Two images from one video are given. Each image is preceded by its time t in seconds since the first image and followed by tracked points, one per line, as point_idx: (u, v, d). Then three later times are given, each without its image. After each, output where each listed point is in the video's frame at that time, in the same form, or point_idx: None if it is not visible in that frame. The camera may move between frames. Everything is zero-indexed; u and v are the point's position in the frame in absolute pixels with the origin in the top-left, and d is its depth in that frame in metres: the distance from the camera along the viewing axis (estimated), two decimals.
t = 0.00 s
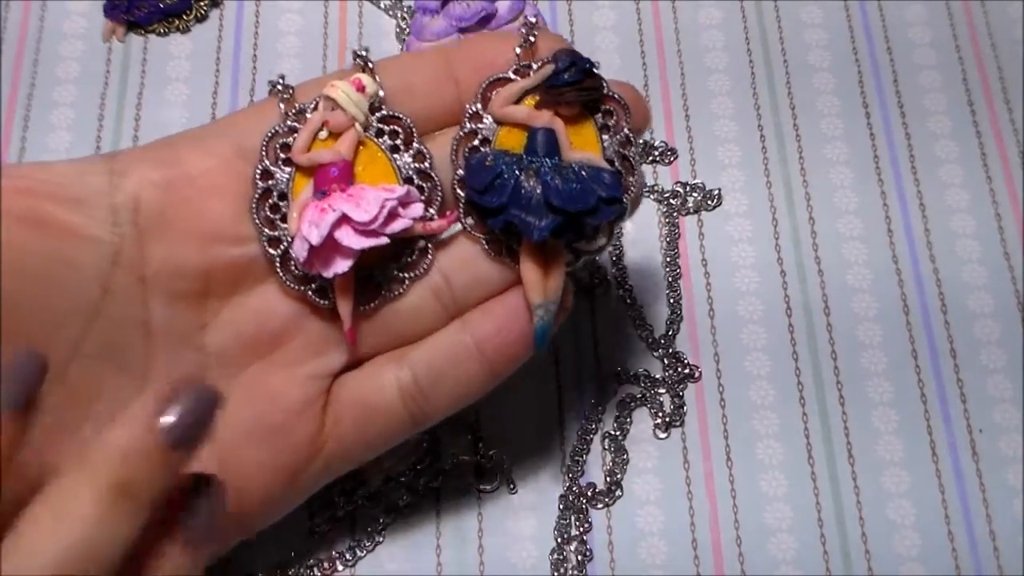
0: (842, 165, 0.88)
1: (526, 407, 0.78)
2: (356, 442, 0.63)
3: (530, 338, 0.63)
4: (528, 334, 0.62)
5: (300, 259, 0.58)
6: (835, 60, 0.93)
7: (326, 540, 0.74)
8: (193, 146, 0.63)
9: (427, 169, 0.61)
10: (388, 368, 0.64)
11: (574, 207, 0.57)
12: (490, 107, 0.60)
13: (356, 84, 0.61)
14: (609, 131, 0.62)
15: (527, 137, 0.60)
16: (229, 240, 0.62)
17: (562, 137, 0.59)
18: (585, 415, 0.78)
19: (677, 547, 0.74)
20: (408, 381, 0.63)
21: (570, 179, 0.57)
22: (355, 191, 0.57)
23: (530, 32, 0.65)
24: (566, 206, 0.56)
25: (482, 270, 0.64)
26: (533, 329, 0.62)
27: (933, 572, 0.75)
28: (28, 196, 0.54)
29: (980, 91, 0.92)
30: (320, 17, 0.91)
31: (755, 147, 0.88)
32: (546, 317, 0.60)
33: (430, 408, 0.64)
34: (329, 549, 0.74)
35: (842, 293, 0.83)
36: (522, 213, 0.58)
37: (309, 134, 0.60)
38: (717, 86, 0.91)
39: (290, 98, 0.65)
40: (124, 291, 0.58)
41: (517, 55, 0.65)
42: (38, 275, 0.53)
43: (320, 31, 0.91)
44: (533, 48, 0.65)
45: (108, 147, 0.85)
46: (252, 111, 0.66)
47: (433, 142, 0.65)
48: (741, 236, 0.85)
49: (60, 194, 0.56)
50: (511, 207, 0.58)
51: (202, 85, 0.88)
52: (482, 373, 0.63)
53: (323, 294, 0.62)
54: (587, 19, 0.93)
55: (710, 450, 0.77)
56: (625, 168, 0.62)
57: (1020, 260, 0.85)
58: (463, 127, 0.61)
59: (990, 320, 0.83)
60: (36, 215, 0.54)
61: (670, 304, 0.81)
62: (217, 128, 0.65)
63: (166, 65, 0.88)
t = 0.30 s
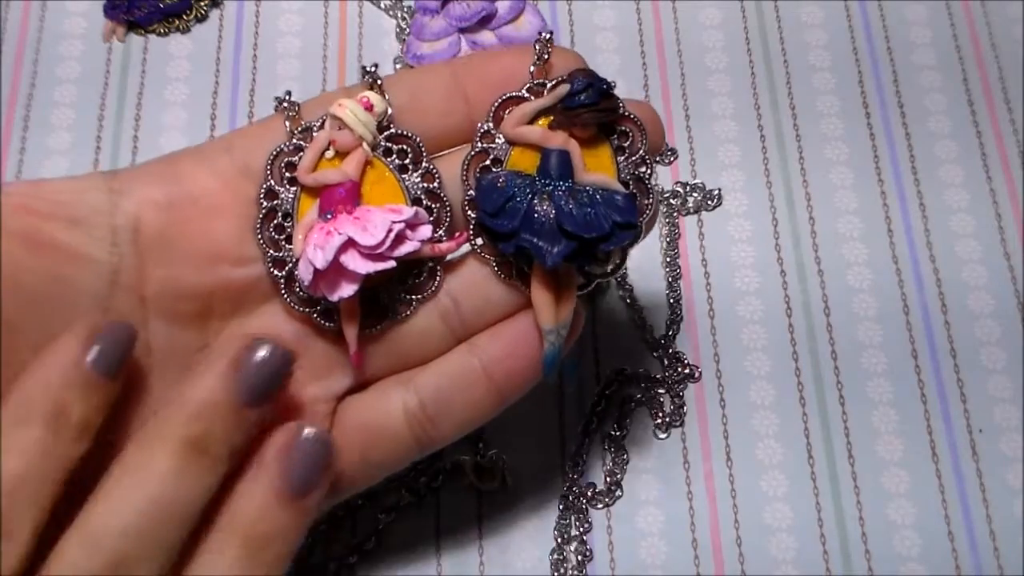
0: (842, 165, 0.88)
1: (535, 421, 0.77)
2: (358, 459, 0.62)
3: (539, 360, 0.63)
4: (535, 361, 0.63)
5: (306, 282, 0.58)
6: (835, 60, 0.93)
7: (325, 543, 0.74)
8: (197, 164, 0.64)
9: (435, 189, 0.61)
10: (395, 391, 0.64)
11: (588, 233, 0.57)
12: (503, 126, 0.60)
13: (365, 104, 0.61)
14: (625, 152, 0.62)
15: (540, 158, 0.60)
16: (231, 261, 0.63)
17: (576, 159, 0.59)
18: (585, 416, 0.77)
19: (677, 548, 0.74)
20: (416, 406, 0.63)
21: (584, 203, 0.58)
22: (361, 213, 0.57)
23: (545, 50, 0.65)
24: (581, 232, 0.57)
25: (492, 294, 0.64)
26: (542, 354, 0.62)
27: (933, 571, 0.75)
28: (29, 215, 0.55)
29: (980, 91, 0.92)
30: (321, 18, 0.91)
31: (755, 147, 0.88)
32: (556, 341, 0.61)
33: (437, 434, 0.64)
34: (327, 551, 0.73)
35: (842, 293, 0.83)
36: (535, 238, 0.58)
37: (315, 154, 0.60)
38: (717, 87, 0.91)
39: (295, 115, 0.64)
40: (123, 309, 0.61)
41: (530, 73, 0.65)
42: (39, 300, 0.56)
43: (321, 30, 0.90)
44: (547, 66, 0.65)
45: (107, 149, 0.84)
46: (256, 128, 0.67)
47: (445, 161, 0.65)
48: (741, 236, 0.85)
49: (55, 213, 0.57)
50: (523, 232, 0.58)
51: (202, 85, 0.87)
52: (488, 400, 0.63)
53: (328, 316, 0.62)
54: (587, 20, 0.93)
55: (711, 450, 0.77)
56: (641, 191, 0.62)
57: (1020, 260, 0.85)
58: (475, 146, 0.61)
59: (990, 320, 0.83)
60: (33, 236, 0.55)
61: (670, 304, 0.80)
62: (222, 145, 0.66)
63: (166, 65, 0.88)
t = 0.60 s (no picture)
0: (842, 165, 0.88)
1: (541, 427, 0.77)
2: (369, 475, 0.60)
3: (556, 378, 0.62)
4: (552, 380, 0.62)
5: (321, 295, 0.57)
6: (835, 60, 0.93)
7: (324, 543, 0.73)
8: (211, 177, 0.65)
9: (452, 204, 0.61)
10: (408, 411, 0.62)
11: (608, 247, 0.57)
12: (523, 140, 0.61)
13: (383, 116, 0.61)
14: (647, 167, 0.62)
15: (561, 172, 0.60)
16: (242, 274, 0.63)
17: (597, 173, 0.60)
18: (585, 416, 0.77)
19: (677, 547, 0.74)
20: (428, 424, 0.61)
21: (603, 218, 0.58)
22: (378, 226, 0.57)
23: (566, 64, 0.65)
24: (601, 246, 0.56)
25: (508, 312, 0.64)
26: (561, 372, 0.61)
27: (933, 571, 0.75)
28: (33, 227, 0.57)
29: (980, 91, 0.92)
30: (321, 17, 0.91)
31: (755, 147, 0.88)
32: (575, 359, 0.60)
33: (450, 454, 0.62)
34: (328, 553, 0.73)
35: (842, 293, 0.83)
36: (554, 251, 0.57)
37: (332, 167, 0.60)
38: (717, 87, 0.91)
39: (312, 126, 0.64)
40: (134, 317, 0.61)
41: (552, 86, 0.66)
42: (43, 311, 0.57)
43: (321, 30, 0.91)
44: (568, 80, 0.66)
45: (108, 148, 0.84)
46: (271, 140, 0.66)
47: (461, 178, 0.64)
48: (741, 235, 0.85)
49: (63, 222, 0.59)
50: (541, 246, 0.58)
51: (202, 85, 0.87)
52: (505, 420, 0.62)
53: (343, 330, 0.61)
54: (587, 20, 0.93)
55: (710, 450, 0.77)
56: (662, 207, 0.62)
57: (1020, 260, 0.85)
58: (495, 159, 0.61)
59: (990, 321, 0.83)
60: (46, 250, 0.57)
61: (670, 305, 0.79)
62: (238, 158, 0.66)
63: (166, 65, 0.88)
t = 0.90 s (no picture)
0: (842, 165, 0.88)
1: (543, 425, 0.77)
2: (380, 464, 0.63)
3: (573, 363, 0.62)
4: (569, 363, 0.62)
5: (335, 281, 0.57)
6: (834, 60, 0.93)
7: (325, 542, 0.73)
8: (222, 159, 0.64)
9: (466, 186, 0.61)
10: (421, 395, 0.64)
11: (629, 231, 0.57)
12: (540, 122, 0.60)
13: (396, 98, 0.61)
14: (663, 149, 0.61)
15: (578, 154, 0.60)
16: (253, 258, 0.63)
17: (614, 155, 0.59)
18: (585, 415, 0.77)
19: (677, 548, 0.74)
20: (442, 410, 0.63)
21: (624, 201, 0.57)
22: (393, 211, 0.56)
23: (582, 43, 0.65)
24: (621, 230, 0.57)
25: (524, 296, 0.63)
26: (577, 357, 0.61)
27: (932, 571, 0.75)
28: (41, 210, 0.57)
29: (980, 91, 0.92)
30: (321, 18, 0.91)
31: (754, 146, 0.88)
32: (592, 342, 0.60)
33: (465, 439, 0.63)
34: (327, 551, 0.73)
35: (841, 293, 0.83)
36: (573, 235, 0.57)
37: (344, 150, 0.60)
38: (717, 87, 0.91)
39: (324, 109, 0.64)
40: (142, 306, 0.61)
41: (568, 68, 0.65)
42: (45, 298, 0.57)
43: (320, 29, 0.91)
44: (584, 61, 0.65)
45: (108, 148, 0.84)
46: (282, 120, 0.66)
47: (476, 159, 0.64)
48: (740, 235, 0.85)
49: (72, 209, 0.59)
50: (561, 229, 0.58)
51: (202, 85, 0.87)
52: (519, 404, 0.63)
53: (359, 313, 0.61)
54: (587, 19, 0.93)
55: (711, 449, 0.77)
56: (678, 188, 0.62)
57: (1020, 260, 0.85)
58: (511, 139, 0.61)
59: (990, 321, 0.83)
60: (48, 230, 0.56)
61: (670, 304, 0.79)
62: (250, 140, 0.65)
63: (166, 65, 0.88)
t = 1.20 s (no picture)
0: (842, 165, 0.88)
1: (543, 425, 0.77)
2: (384, 462, 0.62)
3: (576, 361, 0.63)
4: (572, 363, 0.63)
5: (343, 279, 0.57)
6: (834, 60, 0.93)
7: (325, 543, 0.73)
8: (224, 163, 0.64)
9: (469, 188, 0.61)
10: (425, 397, 0.63)
11: (632, 224, 0.57)
12: (543, 123, 0.60)
13: (400, 101, 0.61)
14: (662, 150, 0.61)
15: (579, 154, 0.60)
16: (259, 257, 0.63)
17: (615, 155, 0.59)
18: (585, 415, 0.77)
19: (677, 548, 0.74)
20: (446, 411, 0.63)
21: (626, 196, 0.58)
22: (402, 208, 0.57)
23: (579, 51, 0.65)
24: (624, 223, 0.57)
25: (529, 296, 0.63)
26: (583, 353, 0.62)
27: (932, 571, 0.75)
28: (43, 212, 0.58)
29: (980, 91, 0.92)
30: (321, 17, 0.91)
31: (754, 145, 0.88)
32: (596, 338, 0.61)
33: (467, 439, 0.63)
34: (327, 552, 0.73)
35: (842, 293, 0.83)
36: (577, 229, 0.58)
37: (350, 151, 0.60)
38: (717, 87, 0.91)
39: (328, 112, 0.64)
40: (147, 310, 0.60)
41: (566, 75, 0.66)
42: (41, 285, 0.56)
43: (320, 29, 0.91)
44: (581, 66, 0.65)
45: (108, 149, 0.84)
46: (286, 125, 0.66)
47: (477, 162, 0.64)
48: (741, 236, 0.85)
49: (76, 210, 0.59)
50: (565, 224, 0.58)
51: (202, 85, 0.87)
52: (521, 405, 0.63)
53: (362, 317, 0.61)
54: (587, 19, 0.93)
55: (711, 450, 0.77)
56: (677, 189, 0.62)
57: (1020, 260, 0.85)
58: (513, 142, 0.61)
59: (990, 321, 0.83)
60: (49, 231, 0.57)
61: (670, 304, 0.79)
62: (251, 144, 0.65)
63: (166, 65, 0.88)
